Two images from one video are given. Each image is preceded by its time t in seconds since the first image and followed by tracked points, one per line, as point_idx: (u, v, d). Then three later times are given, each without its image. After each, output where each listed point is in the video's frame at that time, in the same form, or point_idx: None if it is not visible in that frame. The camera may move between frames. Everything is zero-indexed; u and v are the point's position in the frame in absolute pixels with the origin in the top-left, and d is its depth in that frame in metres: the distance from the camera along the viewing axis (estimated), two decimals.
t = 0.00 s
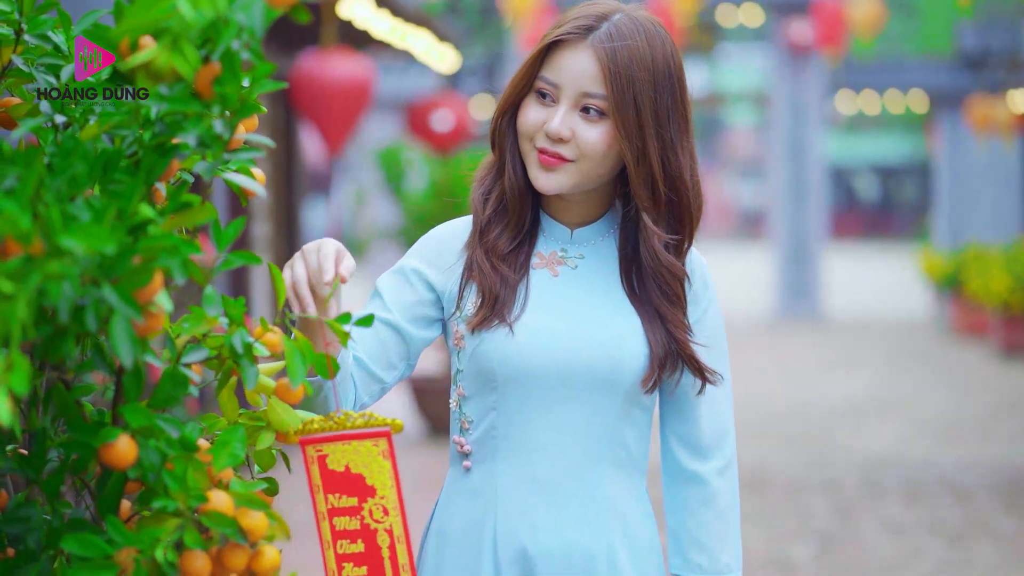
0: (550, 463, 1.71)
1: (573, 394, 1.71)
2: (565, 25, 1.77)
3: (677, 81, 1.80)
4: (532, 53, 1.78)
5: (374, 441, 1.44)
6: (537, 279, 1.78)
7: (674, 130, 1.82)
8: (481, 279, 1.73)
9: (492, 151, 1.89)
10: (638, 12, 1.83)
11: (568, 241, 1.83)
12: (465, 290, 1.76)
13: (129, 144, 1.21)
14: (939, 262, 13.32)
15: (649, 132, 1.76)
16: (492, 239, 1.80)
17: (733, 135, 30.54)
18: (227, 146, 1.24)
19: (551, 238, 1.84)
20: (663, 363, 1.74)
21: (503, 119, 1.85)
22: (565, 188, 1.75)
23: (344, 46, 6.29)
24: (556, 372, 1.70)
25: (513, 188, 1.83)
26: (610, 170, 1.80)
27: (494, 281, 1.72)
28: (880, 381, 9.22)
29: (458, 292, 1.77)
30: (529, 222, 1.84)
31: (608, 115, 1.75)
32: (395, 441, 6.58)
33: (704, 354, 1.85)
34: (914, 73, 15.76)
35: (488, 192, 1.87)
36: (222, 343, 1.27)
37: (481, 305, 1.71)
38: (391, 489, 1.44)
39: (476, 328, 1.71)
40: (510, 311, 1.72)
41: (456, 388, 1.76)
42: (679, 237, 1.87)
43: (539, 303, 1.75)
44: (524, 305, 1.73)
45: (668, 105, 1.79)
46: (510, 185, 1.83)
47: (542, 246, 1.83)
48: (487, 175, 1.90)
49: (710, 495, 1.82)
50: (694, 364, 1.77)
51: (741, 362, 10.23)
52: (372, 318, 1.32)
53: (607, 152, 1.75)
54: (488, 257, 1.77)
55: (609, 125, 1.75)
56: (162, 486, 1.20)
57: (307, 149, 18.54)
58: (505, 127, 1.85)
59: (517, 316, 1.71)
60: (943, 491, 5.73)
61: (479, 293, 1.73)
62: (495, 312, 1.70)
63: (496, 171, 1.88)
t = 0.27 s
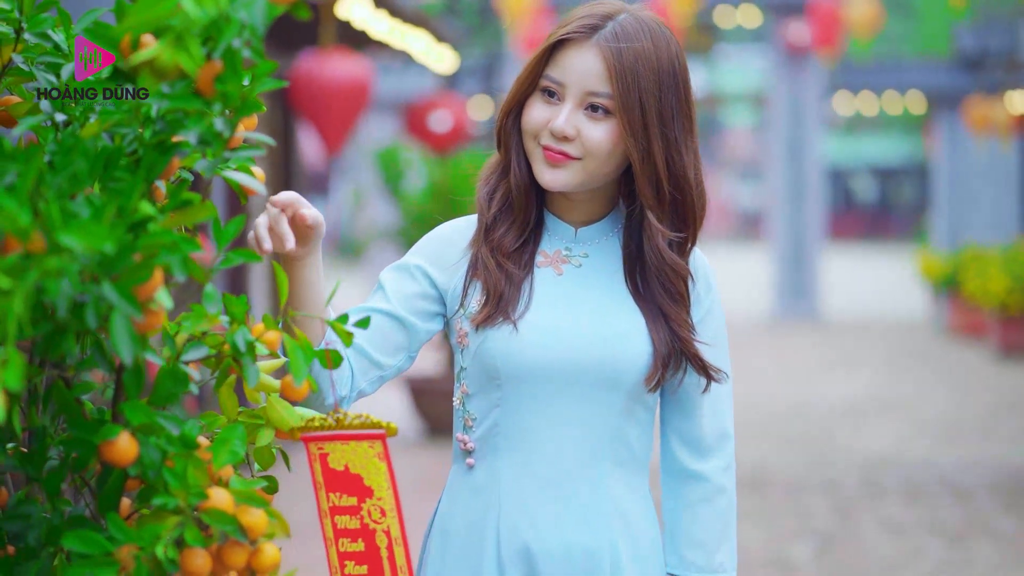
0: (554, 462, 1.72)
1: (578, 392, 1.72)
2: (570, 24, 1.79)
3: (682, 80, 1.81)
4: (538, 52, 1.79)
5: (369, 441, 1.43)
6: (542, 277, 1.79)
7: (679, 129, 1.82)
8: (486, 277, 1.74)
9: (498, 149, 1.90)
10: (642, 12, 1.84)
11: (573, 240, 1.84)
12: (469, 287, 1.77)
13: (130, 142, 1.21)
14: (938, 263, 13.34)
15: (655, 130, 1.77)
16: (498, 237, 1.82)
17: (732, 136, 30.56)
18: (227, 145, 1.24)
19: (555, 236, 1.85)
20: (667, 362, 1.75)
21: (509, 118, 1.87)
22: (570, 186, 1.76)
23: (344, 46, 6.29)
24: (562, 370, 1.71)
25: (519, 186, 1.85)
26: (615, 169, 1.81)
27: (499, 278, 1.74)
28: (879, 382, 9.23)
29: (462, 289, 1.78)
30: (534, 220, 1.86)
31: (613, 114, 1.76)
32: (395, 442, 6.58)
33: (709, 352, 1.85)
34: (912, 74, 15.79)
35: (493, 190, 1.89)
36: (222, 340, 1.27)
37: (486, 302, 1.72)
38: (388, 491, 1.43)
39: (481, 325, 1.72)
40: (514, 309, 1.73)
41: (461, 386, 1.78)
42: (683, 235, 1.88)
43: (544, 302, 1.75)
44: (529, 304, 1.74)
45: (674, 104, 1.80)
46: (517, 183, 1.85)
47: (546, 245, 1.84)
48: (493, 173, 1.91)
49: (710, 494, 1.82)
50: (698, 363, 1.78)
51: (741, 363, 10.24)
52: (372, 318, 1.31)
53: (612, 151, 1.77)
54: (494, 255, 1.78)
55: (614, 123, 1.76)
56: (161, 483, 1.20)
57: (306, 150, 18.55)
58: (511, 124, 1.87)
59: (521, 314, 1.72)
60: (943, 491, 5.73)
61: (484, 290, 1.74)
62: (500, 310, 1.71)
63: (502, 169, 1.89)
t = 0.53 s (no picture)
0: (563, 457, 1.74)
1: (588, 388, 1.73)
2: (578, 21, 1.80)
3: (689, 77, 1.82)
4: (546, 49, 1.80)
5: (358, 438, 1.39)
6: (550, 274, 1.80)
7: (687, 126, 1.84)
8: (495, 274, 1.75)
9: (506, 148, 1.91)
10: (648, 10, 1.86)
11: (581, 237, 1.85)
12: (479, 284, 1.78)
13: (133, 139, 1.21)
14: (938, 262, 13.34)
15: (664, 127, 1.78)
16: (507, 234, 1.82)
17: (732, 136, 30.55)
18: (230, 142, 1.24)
19: (563, 233, 1.86)
20: (677, 358, 1.76)
21: (517, 117, 1.88)
22: (579, 182, 1.77)
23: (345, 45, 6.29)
24: (573, 366, 1.72)
25: (528, 183, 1.85)
26: (623, 165, 1.82)
27: (508, 276, 1.74)
28: (880, 381, 9.23)
29: (471, 287, 1.78)
30: (543, 217, 1.87)
31: (621, 110, 1.77)
32: (395, 441, 6.58)
33: (718, 348, 1.86)
34: (912, 74, 15.80)
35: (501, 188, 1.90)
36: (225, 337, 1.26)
37: (495, 300, 1.73)
38: (374, 487, 1.38)
39: (491, 322, 1.72)
40: (524, 306, 1.73)
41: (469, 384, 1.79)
42: (693, 231, 1.89)
43: (552, 299, 1.76)
44: (538, 301, 1.75)
45: (681, 101, 1.82)
46: (525, 180, 1.85)
47: (554, 243, 1.85)
48: (501, 171, 1.92)
49: (716, 489, 1.83)
50: (707, 360, 1.79)
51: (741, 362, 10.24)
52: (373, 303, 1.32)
53: (621, 147, 1.78)
54: (503, 252, 1.79)
55: (623, 120, 1.77)
56: (164, 479, 1.20)
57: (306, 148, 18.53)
58: (518, 123, 1.88)
59: (531, 312, 1.73)
60: (943, 491, 5.73)
61: (494, 287, 1.75)
62: (510, 307, 1.72)
63: (510, 168, 1.90)
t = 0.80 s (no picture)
0: (578, 454, 1.75)
1: (604, 384, 1.74)
2: (590, 20, 1.81)
3: (700, 75, 1.84)
4: (558, 48, 1.81)
5: (347, 444, 1.36)
6: (564, 272, 1.81)
7: (699, 123, 1.85)
8: (511, 273, 1.76)
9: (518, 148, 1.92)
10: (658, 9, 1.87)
11: (594, 236, 1.86)
12: (493, 283, 1.79)
13: (143, 136, 1.22)
14: (943, 262, 13.34)
15: (677, 125, 1.80)
16: (521, 233, 1.83)
17: (737, 136, 30.55)
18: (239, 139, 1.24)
19: (576, 232, 1.87)
20: (692, 353, 1.78)
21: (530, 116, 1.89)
22: (592, 181, 1.77)
23: (351, 44, 6.31)
24: (590, 364, 1.73)
25: (542, 182, 1.86)
26: (637, 164, 1.83)
27: (524, 274, 1.75)
28: (885, 380, 9.24)
29: (486, 285, 1.79)
30: (556, 216, 1.88)
31: (634, 108, 1.78)
32: (401, 439, 6.59)
33: (732, 345, 1.87)
34: (917, 73, 15.77)
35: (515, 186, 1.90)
36: (234, 334, 1.27)
37: (511, 298, 1.74)
38: (363, 493, 1.34)
39: (507, 320, 1.73)
40: (540, 304, 1.75)
41: (484, 381, 1.80)
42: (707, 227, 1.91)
43: (567, 296, 1.77)
44: (553, 298, 1.76)
45: (693, 99, 1.83)
46: (539, 178, 1.86)
47: (567, 241, 1.86)
48: (514, 170, 1.92)
49: (731, 484, 1.84)
50: (720, 356, 1.80)
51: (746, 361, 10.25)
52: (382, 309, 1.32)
53: (634, 145, 1.78)
54: (517, 250, 1.80)
55: (637, 118, 1.78)
56: (174, 476, 1.21)
57: (312, 148, 18.56)
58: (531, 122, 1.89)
59: (546, 309, 1.74)
60: (948, 489, 5.73)
61: (509, 285, 1.76)
62: (525, 305, 1.73)
63: (523, 167, 1.91)
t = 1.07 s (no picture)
0: (591, 457, 1.76)
1: (617, 387, 1.76)
2: (599, 22, 1.81)
3: (709, 76, 1.85)
4: (568, 51, 1.82)
5: (367, 444, 1.35)
6: (574, 276, 1.82)
7: (707, 123, 1.86)
8: (521, 276, 1.77)
9: (528, 151, 1.92)
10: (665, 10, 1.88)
11: (602, 239, 1.88)
12: (504, 286, 1.79)
13: (150, 133, 1.21)
14: (945, 262, 13.34)
15: (687, 126, 1.81)
16: (531, 236, 1.84)
17: (739, 136, 30.56)
18: (245, 136, 1.24)
19: (586, 235, 1.88)
20: (704, 354, 1.80)
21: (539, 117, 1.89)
22: (603, 182, 1.78)
23: (353, 44, 6.31)
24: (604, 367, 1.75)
25: (551, 185, 1.87)
26: (647, 164, 1.84)
27: (534, 278, 1.76)
28: (887, 380, 9.25)
29: (496, 289, 1.80)
30: (566, 218, 1.89)
31: (644, 109, 1.79)
32: (404, 439, 6.60)
33: (744, 346, 1.90)
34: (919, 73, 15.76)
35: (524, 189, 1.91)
36: (241, 331, 1.27)
37: (522, 301, 1.75)
38: (381, 496, 1.34)
39: (518, 324, 1.74)
40: (550, 308, 1.76)
41: (494, 385, 1.81)
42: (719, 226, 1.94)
43: (579, 299, 1.79)
44: (563, 302, 1.77)
45: (702, 100, 1.84)
46: (549, 182, 1.87)
47: (577, 244, 1.88)
48: (524, 172, 1.93)
49: (742, 485, 1.87)
50: (732, 356, 1.82)
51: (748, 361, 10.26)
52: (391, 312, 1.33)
53: (644, 147, 1.79)
54: (528, 253, 1.81)
55: (646, 119, 1.79)
56: (181, 472, 1.21)
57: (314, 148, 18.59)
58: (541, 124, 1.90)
59: (557, 313, 1.75)
60: (950, 489, 5.73)
61: (520, 288, 1.77)
62: (536, 309, 1.74)
63: (533, 170, 1.92)
